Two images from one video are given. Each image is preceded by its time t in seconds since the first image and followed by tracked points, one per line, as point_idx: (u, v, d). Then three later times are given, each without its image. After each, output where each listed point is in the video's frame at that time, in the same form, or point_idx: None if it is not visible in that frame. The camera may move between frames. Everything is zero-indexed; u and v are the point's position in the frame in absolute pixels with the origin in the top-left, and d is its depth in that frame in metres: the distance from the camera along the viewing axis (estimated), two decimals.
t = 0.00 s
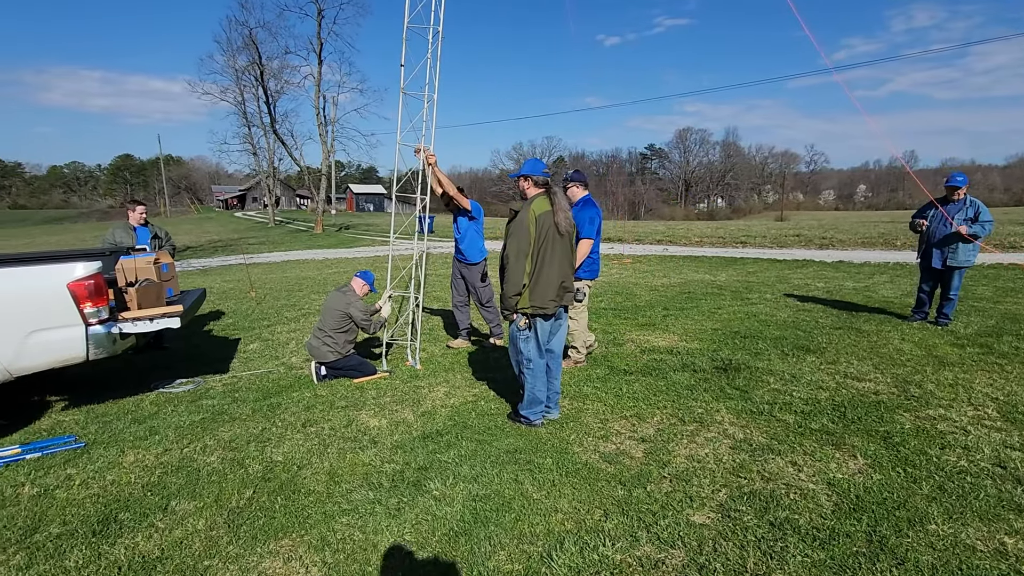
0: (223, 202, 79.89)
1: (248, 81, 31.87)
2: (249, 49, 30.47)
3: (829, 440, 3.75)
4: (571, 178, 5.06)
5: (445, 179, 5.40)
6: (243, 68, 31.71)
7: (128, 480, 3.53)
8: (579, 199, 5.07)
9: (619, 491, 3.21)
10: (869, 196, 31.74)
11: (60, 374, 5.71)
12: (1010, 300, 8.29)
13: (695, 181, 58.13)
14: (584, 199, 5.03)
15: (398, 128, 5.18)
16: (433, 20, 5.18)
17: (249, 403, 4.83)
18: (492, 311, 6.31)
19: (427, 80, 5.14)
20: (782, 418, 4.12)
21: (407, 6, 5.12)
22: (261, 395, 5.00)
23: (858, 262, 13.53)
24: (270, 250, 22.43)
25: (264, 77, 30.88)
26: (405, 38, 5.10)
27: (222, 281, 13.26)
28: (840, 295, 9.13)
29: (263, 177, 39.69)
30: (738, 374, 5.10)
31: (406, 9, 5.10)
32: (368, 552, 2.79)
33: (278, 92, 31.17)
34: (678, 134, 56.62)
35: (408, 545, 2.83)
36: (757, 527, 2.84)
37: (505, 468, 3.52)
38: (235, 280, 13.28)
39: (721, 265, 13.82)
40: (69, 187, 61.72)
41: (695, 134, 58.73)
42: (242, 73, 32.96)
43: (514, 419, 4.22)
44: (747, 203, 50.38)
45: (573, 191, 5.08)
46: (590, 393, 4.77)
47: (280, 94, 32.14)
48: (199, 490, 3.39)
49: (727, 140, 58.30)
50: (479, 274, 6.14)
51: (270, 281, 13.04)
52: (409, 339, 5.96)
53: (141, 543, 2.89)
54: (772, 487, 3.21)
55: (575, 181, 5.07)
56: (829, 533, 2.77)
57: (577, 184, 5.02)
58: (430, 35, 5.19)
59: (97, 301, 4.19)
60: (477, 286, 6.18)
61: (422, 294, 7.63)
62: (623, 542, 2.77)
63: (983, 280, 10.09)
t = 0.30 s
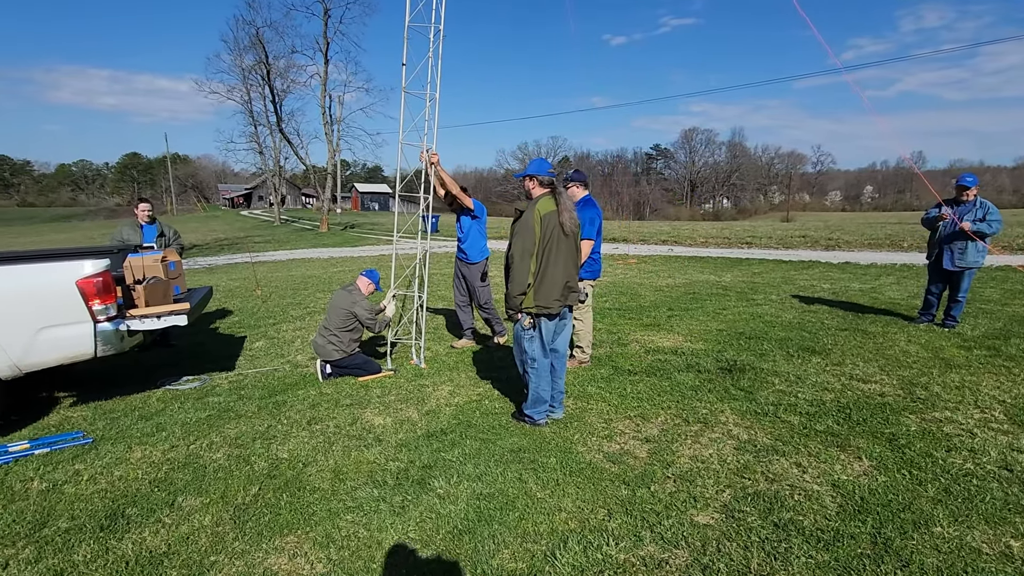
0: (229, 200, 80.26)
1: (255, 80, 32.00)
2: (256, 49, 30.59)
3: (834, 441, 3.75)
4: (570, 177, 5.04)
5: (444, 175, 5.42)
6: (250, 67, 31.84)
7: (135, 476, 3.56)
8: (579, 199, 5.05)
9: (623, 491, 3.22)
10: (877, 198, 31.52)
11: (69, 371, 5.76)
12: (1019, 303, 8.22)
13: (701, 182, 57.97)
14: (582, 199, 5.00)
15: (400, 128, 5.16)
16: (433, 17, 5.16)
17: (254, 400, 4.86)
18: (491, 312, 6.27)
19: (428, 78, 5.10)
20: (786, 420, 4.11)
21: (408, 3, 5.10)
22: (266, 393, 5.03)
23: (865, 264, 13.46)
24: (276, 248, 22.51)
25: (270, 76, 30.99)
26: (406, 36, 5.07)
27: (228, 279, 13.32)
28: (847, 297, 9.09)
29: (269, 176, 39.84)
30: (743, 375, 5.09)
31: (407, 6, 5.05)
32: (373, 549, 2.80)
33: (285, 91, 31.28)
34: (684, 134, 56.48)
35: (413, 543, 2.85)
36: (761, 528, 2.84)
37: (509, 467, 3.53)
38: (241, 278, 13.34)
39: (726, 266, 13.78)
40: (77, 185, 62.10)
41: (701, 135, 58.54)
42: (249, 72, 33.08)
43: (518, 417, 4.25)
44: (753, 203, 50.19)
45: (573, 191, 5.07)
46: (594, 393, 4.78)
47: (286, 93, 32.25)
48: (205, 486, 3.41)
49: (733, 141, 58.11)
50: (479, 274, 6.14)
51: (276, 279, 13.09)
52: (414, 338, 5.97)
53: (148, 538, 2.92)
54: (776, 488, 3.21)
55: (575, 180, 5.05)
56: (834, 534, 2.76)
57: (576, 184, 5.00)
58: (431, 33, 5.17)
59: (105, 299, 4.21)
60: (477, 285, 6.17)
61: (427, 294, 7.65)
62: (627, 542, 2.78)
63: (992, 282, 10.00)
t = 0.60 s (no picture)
0: (236, 199, 80.71)
1: (263, 80, 32.14)
2: (264, 48, 30.74)
3: (841, 443, 3.73)
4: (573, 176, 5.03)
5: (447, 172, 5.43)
6: (258, 66, 31.98)
7: (144, 472, 3.59)
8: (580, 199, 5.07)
9: (628, 491, 3.22)
10: (885, 199, 31.29)
11: (78, 368, 5.82)
12: None
13: (707, 182, 57.76)
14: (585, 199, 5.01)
15: (403, 126, 5.08)
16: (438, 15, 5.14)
17: (261, 398, 4.89)
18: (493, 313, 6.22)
19: (431, 76, 5.08)
20: (793, 421, 4.09)
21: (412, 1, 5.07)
22: (273, 391, 5.06)
23: (873, 265, 13.37)
24: (283, 247, 22.61)
25: (278, 75, 31.12)
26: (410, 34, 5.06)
27: (236, 278, 13.40)
28: (854, 298, 9.04)
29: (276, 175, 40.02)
30: (750, 376, 5.07)
31: (412, 3, 5.04)
32: (379, 547, 2.82)
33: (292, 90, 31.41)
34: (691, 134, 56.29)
35: (418, 541, 2.86)
36: (767, 529, 2.83)
37: (514, 466, 3.53)
38: (248, 277, 13.43)
39: (733, 266, 13.72)
40: (86, 184, 62.60)
41: (708, 135, 58.32)
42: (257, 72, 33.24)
43: (523, 417, 4.25)
44: (760, 204, 49.93)
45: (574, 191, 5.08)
46: (600, 393, 4.77)
47: (294, 93, 32.38)
48: (213, 483, 3.44)
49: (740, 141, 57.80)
50: (483, 272, 6.10)
51: (283, 277, 13.15)
52: (420, 337, 5.98)
53: (157, 534, 2.95)
54: (782, 490, 3.19)
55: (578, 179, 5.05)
56: (840, 537, 2.75)
57: (578, 184, 5.00)
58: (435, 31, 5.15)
59: (115, 296, 4.24)
60: (480, 284, 6.15)
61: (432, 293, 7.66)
62: (632, 542, 2.78)
63: (1001, 284, 9.92)
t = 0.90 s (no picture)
0: (246, 198, 81.26)
1: (272, 79, 32.32)
2: (273, 48, 30.90)
3: (851, 445, 3.69)
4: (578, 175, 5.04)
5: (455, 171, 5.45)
6: (267, 66, 32.17)
7: (154, 468, 3.63)
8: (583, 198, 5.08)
9: (635, 491, 3.20)
10: (896, 199, 30.94)
11: (89, 364, 5.88)
12: None
13: (716, 182, 57.45)
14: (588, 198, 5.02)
15: (407, 125, 5.11)
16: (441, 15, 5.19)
17: (270, 395, 4.92)
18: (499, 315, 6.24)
19: (436, 75, 5.15)
20: (802, 422, 4.06)
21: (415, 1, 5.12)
22: (282, 388, 5.09)
23: (884, 265, 13.24)
24: (291, 245, 22.73)
25: (287, 75, 31.28)
26: (412, 34, 5.10)
27: (245, 276, 13.49)
28: (865, 298, 8.96)
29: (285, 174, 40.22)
30: (758, 377, 5.04)
31: (414, 3, 5.12)
32: (385, 545, 2.82)
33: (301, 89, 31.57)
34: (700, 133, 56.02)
35: (425, 540, 2.86)
36: (776, 531, 2.81)
37: (521, 466, 3.53)
38: (257, 275, 13.51)
39: (741, 266, 13.64)
40: (98, 183, 63.25)
41: (717, 134, 57.99)
42: (267, 71, 33.41)
43: (531, 416, 4.25)
44: (769, 204, 49.56)
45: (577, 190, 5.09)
46: (607, 393, 4.76)
47: (303, 92, 32.53)
48: (222, 479, 3.46)
49: (749, 140, 57.40)
50: (493, 273, 6.08)
51: (292, 276, 13.22)
52: (427, 336, 5.99)
53: (166, 530, 2.97)
54: (791, 492, 3.17)
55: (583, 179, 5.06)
56: (850, 539, 2.73)
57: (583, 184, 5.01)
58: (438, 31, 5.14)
59: (126, 294, 4.29)
60: (489, 286, 6.13)
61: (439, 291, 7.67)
62: (640, 543, 2.77)
63: (1016, 286, 9.79)
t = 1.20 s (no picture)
0: (256, 198, 81.91)
1: (282, 80, 32.54)
2: (284, 48, 31.10)
3: (863, 447, 3.65)
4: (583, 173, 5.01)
5: (463, 171, 5.46)
6: (278, 66, 32.38)
7: (165, 465, 3.66)
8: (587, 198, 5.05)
9: (644, 492, 3.19)
10: (909, 199, 30.56)
11: (102, 361, 5.94)
12: None
13: (725, 182, 57.08)
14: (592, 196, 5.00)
15: (415, 125, 5.17)
16: (448, 15, 5.20)
17: (279, 394, 4.95)
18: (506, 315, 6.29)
19: (442, 74, 5.15)
20: (814, 424, 4.02)
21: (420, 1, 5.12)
22: (291, 387, 5.12)
23: (897, 266, 13.10)
24: (301, 245, 22.86)
25: (297, 75, 31.48)
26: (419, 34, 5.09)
27: (255, 275, 13.58)
28: (877, 300, 8.87)
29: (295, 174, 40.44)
30: (769, 378, 5.00)
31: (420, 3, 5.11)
32: (394, 544, 2.82)
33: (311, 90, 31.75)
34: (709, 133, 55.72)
35: (433, 539, 2.86)
36: (786, 534, 2.78)
37: (529, 466, 3.52)
38: (267, 274, 13.61)
39: (751, 266, 13.55)
40: (111, 182, 63.97)
41: (727, 134, 57.66)
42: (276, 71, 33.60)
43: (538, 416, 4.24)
44: (779, 204, 49.10)
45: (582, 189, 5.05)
46: (616, 393, 4.74)
47: (312, 92, 32.72)
48: (232, 477, 3.49)
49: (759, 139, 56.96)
50: (504, 273, 6.11)
51: (301, 275, 13.28)
52: (435, 335, 5.99)
53: (177, 526, 2.99)
54: (802, 494, 3.14)
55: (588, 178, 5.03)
56: (862, 543, 2.69)
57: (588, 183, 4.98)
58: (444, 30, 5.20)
59: (138, 292, 4.32)
60: (501, 286, 6.15)
61: (447, 291, 7.68)
62: (648, 544, 2.75)
63: None
